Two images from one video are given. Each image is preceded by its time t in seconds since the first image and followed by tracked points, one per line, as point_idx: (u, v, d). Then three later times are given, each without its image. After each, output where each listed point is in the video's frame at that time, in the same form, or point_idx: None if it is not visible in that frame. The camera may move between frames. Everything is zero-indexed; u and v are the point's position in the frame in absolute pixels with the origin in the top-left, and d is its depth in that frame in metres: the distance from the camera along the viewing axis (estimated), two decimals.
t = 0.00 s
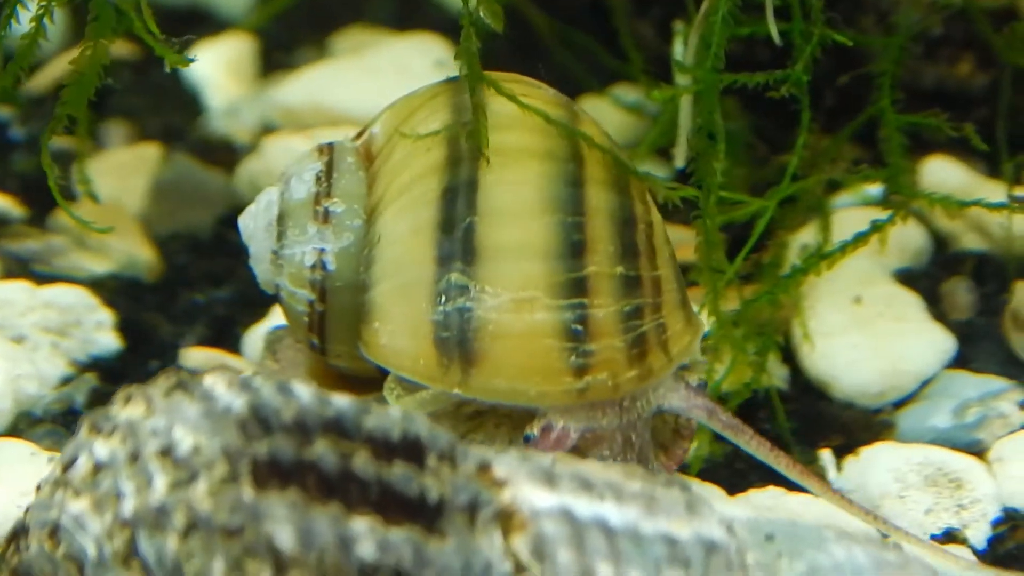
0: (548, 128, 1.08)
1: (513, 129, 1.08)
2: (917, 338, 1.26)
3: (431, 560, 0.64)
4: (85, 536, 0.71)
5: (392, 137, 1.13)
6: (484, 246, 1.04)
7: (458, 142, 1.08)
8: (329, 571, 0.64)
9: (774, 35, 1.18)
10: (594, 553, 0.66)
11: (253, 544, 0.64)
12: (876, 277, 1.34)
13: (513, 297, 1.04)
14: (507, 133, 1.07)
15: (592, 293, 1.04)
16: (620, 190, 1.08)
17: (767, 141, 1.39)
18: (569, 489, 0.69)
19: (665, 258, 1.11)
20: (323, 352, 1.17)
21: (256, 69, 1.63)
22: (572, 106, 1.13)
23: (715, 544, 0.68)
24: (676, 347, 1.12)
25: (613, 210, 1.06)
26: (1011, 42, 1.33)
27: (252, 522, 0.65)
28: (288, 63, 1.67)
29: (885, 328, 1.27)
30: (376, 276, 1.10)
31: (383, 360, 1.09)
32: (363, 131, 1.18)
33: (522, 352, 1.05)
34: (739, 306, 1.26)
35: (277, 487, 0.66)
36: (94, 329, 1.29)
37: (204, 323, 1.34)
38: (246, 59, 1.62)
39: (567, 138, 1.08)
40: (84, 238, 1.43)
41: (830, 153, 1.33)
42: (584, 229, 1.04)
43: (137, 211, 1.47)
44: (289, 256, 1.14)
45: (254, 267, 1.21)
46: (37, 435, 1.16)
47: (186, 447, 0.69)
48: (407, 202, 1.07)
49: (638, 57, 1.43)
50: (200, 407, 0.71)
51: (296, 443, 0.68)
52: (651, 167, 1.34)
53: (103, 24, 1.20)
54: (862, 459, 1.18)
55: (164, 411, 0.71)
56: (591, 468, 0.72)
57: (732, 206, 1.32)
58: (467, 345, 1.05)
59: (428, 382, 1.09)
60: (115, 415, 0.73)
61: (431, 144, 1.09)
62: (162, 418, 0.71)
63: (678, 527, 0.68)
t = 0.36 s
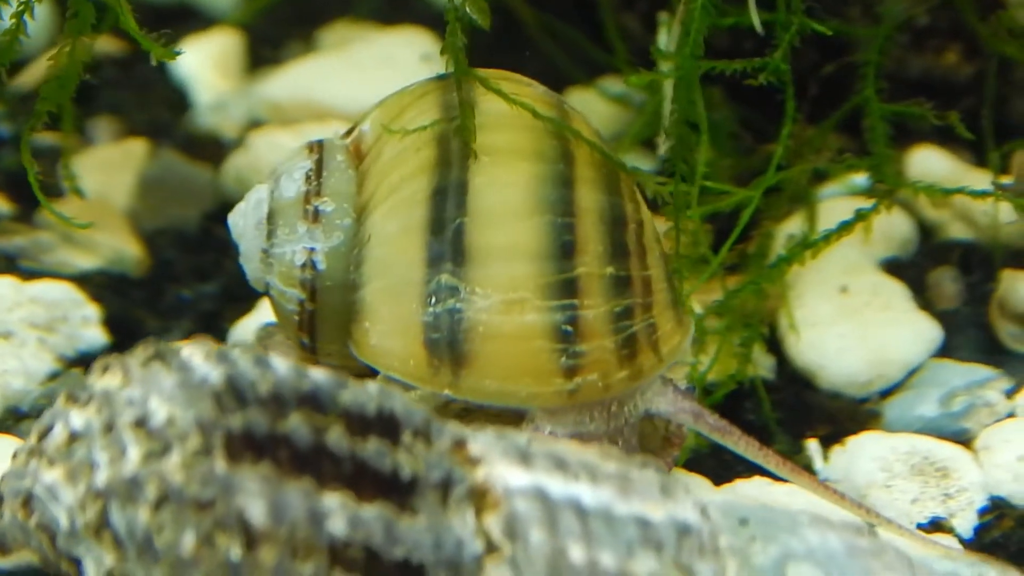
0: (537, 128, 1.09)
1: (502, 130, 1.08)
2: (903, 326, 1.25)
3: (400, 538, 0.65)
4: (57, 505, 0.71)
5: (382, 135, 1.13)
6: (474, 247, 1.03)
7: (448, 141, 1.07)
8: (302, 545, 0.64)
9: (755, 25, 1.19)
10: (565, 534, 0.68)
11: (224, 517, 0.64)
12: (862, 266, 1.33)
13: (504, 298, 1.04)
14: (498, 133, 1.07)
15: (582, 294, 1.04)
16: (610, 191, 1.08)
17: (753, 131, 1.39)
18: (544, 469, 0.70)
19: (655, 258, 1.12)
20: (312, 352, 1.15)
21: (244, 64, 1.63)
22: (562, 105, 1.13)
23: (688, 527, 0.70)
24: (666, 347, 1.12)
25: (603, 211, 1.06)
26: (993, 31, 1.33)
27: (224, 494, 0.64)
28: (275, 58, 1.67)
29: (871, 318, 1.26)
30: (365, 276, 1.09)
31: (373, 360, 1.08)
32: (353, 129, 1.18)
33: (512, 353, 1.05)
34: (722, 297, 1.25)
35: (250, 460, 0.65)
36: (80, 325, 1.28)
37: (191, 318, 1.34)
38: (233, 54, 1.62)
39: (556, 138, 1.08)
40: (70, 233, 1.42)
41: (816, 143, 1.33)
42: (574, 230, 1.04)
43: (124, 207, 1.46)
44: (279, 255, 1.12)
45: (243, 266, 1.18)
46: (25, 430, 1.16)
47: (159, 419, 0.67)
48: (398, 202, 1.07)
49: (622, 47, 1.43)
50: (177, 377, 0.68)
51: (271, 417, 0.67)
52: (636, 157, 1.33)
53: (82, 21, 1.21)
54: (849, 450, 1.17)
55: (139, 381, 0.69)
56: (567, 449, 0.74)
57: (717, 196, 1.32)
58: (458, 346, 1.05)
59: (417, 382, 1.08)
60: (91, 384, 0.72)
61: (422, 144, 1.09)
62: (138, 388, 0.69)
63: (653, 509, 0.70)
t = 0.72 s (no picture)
0: (515, 131, 1.07)
1: (480, 133, 1.06)
2: (883, 319, 1.24)
3: (352, 522, 0.62)
4: (3, 485, 0.68)
5: (360, 138, 1.12)
6: (451, 253, 1.01)
7: (426, 145, 1.06)
8: (251, 527, 0.62)
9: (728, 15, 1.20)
10: (518, 520, 0.64)
11: (173, 499, 0.62)
12: (842, 259, 1.32)
13: (481, 305, 1.01)
14: (476, 137, 1.05)
15: (561, 300, 1.02)
16: (590, 196, 1.07)
17: (733, 122, 1.38)
18: (495, 454, 0.67)
19: (635, 262, 1.10)
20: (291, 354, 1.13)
21: (226, 61, 1.63)
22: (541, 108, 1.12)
23: (642, 514, 0.66)
24: (646, 351, 1.11)
25: (581, 216, 1.05)
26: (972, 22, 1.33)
27: (174, 475, 0.62)
28: (257, 55, 1.67)
29: (851, 311, 1.25)
30: (343, 281, 1.07)
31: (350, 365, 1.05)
32: (331, 130, 1.15)
33: (491, 360, 1.02)
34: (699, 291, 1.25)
35: (200, 441, 0.64)
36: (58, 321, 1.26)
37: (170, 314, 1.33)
38: (215, 51, 1.62)
39: (533, 142, 1.07)
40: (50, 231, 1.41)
41: (795, 135, 1.32)
42: (553, 236, 1.02)
43: (104, 204, 1.46)
44: (257, 258, 1.10)
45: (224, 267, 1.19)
46: None
47: (109, 399, 0.65)
48: (375, 206, 1.05)
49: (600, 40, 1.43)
50: (125, 356, 0.68)
51: (221, 397, 0.66)
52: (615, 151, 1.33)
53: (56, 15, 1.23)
54: (828, 442, 1.16)
55: (89, 360, 0.67)
56: (519, 433, 0.70)
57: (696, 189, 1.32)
58: (436, 353, 1.03)
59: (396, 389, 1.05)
60: (38, 362, 0.69)
61: (399, 148, 1.07)
62: (87, 366, 0.67)
63: (605, 496, 0.66)
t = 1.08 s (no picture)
0: (487, 137, 1.05)
1: (450, 139, 1.04)
2: (854, 313, 1.23)
3: (276, 522, 0.60)
4: None
5: (331, 141, 1.10)
6: (422, 262, 0.99)
7: (397, 151, 1.04)
8: (173, 527, 0.57)
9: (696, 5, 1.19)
10: (444, 520, 0.64)
11: (95, 498, 0.56)
12: (814, 253, 1.31)
13: (452, 314, 0.99)
14: (447, 144, 1.03)
15: (532, 309, 1.00)
16: (562, 202, 1.04)
17: (703, 114, 1.38)
18: (422, 451, 0.67)
19: (608, 269, 1.08)
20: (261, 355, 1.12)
21: (197, 51, 1.62)
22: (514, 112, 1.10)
23: (569, 513, 0.67)
24: (618, 360, 1.08)
25: (553, 223, 1.02)
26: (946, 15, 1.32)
27: (95, 473, 0.56)
28: (228, 45, 1.66)
29: (822, 304, 1.24)
30: (313, 286, 1.05)
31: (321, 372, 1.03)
32: (302, 130, 1.15)
33: (461, 370, 0.99)
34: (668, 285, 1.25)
35: (121, 439, 0.57)
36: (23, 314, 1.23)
37: (138, 307, 1.31)
38: (185, 41, 1.61)
39: (505, 148, 1.05)
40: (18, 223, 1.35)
41: (766, 128, 1.32)
42: (524, 244, 1.00)
43: (73, 194, 1.42)
44: (227, 260, 1.09)
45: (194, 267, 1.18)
46: None
47: (29, 395, 0.57)
48: (345, 212, 1.03)
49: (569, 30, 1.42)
50: (43, 348, 0.60)
51: (142, 394, 0.59)
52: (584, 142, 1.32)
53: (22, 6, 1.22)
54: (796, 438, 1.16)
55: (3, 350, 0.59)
56: (446, 428, 0.71)
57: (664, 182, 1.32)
58: (406, 361, 1.00)
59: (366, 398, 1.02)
60: None
61: (371, 153, 1.05)
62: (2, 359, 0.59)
63: (532, 495, 0.67)
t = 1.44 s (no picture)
0: (481, 146, 1.02)
1: (444, 150, 1.01)
2: (843, 308, 1.22)
3: (241, 531, 0.59)
4: None
5: (323, 146, 1.07)
6: (415, 277, 0.98)
7: (389, 161, 1.01)
8: (138, 538, 0.59)
9: None
10: (408, 523, 0.63)
11: (59, 510, 0.58)
12: (802, 247, 1.30)
13: (444, 330, 0.98)
14: (440, 154, 1.01)
15: (525, 324, 0.99)
16: (556, 213, 1.02)
17: (691, 106, 1.38)
18: (381, 455, 0.66)
19: (601, 281, 1.06)
20: (253, 357, 1.12)
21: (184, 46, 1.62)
22: (510, 118, 1.07)
23: (532, 512, 0.67)
24: (612, 372, 1.07)
25: (547, 236, 1.00)
26: (935, 7, 1.32)
27: (57, 486, 0.59)
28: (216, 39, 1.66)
29: (811, 299, 1.23)
30: (305, 295, 1.04)
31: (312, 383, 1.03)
32: (293, 132, 1.12)
33: (453, 385, 0.98)
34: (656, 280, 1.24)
35: (83, 449, 0.59)
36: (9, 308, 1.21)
37: (124, 300, 1.30)
38: (172, 35, 1.61)
39: (499, 158, 1.02)
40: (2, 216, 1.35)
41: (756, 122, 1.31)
42: (518, 258, 0.98)
43: (58, 188, 1.42)
44: (218, 265, 1.08)
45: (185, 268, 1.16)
46: None
47: None
48: (337, 223, 1.01)
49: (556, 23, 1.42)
50: None
51: (101, 404, 0.61)
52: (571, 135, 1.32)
53: None
54: (785, 433, 1.16)
55: None
56: (403, 430, 0.71)
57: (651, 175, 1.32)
58: (397, 376, 0.99)
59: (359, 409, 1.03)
60: None
61: (363, 162, 1.03)
62: None
63: (494, 495, 0.67)
